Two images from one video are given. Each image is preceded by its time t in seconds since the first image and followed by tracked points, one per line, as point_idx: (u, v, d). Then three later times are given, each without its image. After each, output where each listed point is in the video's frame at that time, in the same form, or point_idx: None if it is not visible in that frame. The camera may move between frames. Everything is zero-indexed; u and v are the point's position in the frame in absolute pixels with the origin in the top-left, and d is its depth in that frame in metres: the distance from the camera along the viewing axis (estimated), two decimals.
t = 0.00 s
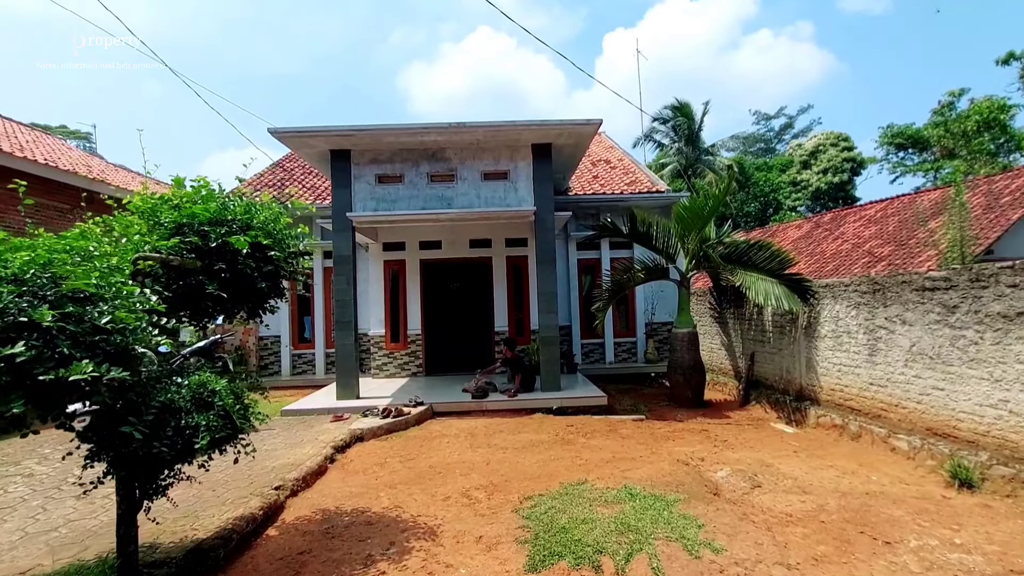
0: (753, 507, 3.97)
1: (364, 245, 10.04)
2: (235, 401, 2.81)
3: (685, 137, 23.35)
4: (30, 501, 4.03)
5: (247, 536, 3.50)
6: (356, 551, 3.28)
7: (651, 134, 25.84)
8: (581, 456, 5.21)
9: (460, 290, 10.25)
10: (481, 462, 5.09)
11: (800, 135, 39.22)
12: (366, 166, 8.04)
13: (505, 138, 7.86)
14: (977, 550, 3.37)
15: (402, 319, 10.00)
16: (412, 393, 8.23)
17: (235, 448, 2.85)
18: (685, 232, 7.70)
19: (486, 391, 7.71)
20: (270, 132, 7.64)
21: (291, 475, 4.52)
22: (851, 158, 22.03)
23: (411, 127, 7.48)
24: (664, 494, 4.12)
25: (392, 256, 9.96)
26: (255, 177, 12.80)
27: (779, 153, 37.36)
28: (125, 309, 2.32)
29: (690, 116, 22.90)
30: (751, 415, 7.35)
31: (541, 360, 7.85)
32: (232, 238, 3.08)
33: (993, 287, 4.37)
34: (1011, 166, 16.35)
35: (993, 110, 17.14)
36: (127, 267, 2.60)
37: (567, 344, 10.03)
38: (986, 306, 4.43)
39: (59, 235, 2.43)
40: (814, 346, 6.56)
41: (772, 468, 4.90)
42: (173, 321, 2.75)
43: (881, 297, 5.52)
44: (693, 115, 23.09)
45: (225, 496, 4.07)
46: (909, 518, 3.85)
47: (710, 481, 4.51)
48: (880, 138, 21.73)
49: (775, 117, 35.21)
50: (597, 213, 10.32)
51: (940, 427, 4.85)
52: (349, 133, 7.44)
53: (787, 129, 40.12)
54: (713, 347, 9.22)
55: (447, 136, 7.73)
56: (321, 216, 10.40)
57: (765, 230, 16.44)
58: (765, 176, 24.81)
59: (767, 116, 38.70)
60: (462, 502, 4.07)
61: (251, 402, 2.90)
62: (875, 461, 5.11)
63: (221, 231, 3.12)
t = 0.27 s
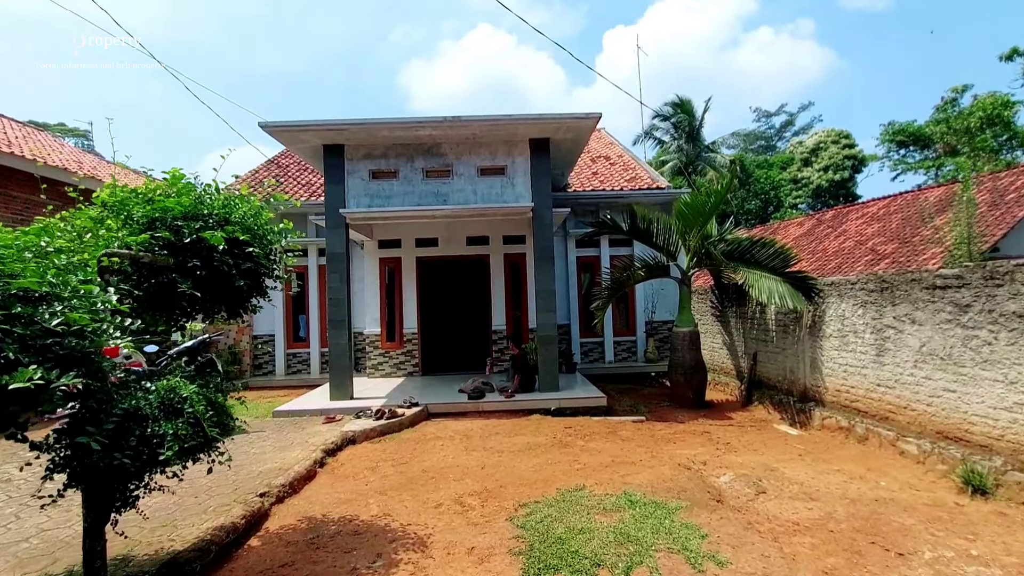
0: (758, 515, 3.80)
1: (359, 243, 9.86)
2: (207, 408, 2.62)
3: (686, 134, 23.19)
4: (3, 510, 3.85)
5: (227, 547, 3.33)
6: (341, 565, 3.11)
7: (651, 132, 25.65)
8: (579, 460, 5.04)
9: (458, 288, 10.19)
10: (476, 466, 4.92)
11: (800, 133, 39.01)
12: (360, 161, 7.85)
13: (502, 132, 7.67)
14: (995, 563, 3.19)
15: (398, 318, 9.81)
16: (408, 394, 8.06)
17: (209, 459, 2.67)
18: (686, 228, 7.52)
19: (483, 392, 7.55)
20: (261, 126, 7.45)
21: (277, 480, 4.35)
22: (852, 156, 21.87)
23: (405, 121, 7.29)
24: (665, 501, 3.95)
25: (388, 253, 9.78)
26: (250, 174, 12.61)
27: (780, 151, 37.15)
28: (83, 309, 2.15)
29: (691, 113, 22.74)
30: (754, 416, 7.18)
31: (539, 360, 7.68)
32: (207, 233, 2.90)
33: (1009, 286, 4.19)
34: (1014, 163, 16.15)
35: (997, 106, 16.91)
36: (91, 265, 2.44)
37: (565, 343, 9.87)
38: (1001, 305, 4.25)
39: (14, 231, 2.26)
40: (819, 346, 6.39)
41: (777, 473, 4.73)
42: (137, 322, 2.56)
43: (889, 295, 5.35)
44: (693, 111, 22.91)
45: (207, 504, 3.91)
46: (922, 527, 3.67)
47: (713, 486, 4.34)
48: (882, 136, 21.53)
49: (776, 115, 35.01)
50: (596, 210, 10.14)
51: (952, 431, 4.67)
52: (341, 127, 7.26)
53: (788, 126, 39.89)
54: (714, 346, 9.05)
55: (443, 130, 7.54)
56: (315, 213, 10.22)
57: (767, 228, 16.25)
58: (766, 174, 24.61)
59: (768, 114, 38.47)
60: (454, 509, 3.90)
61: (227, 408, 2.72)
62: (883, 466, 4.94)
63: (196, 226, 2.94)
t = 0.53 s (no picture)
0: (767, 521, 3.66)
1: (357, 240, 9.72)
2: (189, 410, 2.47)
3: (687, 132, 23.05)
4: None
5: (215, 555, 3.19)
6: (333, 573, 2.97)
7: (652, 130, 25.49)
8: (581, 462, 4.90)
9: (457, 287, 10.22)
10: (475, 469, 4.78)
11: (802, 131, 38.84)
12: (358, 157, 7.71)
13: (502, 127, 7.53)
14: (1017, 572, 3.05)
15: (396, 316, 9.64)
16: (406, 393, 7.92)
17: (192, 464, 2.53)
18: (689, 225, 7.37)
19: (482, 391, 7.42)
20: (256, 121, 7.31)
21: (269, 483, 4.21)
22: (854, 154, 21.74)
23: (403, 116, 7.14)
24: (670, 506, 3.82)
25: (386, 251, 9.64)
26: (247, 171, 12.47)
27: (781, 149, 36.94)
28: (50, 305, 2.03)
29: (693, 112, 22.60)
30: (759, 416, 7.04)
31: (540, 359, 7.54)
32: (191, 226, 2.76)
33: None
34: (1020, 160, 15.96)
35: (1002, 103, 16.67)
36: (65, 259, 2.32)
37: (566, 343, 9.73)
38: (1017, 303, 4.11)
39: None
40: (825, 345, 6.25)
41: (784, 476, 4.59)
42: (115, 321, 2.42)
43: (899, 293, 5.20)
44: (695, 109, 22.77)
45: (195, 509, 3.78)
46: (938, 534, 3.53)
47: (719, 490, 4.20)
48: (884, 134, 21.36)
49: (777, 114, 34.83)
50: (597, 207, 10.00)
51: (966, 433, 4.53)
52: (338, 122, 7.11)
53: (789, 125, 39.70)
54: (718, 345, 8.91)
55: (441, 125, 7.40)
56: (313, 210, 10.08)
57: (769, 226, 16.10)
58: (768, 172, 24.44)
59: (770, 112, 38.27)
60: (451, 514, 3.76)
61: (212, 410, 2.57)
62: (894, 468, 4.80)
63: (180, 219, 2.80)
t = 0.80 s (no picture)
0: (780, 529, 3.51)
1: (355, 239, 9.55)
2: (169, 416, 2.29)
3: (689, 130, 22.89)
4: None
5: (203, 566, 3.03)
6: None
7: (653, 128, 25.30)
8: (584, 466, 4.75)
9: (458, 286, 10.05)
10: (476, 473, 4.63)
11: (803, 130, 38.67)
12: (355, 153, 7.55)
13: (502, 122, 7.37)
14: None
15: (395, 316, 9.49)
16: (405, 394, 7.76)
17: (173, 473, 2.36)
18: (694, 222, 7.20)
19: (482, 392, 7.27)
20: (251, 116, 7.14)
21: (262, 489, 4.05)
22: (856, 153, 21.56)
23: (401, 110, 6.97)
24: (679, 513, 3.67)
25: (385, 249, 9.47)
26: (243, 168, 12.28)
27: (782, 148, 36.74)
28: (14, 302, 1.86)
29: (694, 110, 22.48)
30: (765, 418, 6.89)
31: (542, 359, 7.39)
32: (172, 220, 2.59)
33: None
34: None
35: (1007, 100, 16.40)
36: (35, 255, 2.15)
37: (568, 342, 9.58)
38: None
39: None
40: (834, 345, 6.09)
41: (795, 481, 4.44)
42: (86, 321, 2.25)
43: (912, 291, 5.05)
44: (696, 108, 22.60)
45: (184, 516, 3.62)
46: (961, 543, 3.38)
47: (729, 495, 4.05)
48: (886, 132, 21.16)
49: (778, 113, 34.65)
50: (599, 205, 9.83)
51: (984, 436, 4.38)
52: (334, 117, 6.94)
53: (790, 124, 39.51)
54: (722, 345, 8.75)
55: (440, 120, 7.24)
56: (310, 208, 9.92)
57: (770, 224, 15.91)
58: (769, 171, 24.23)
59: (771, 111, 38.09)
60: (451, 522, 3.60)
61: (195, 416, 2.39)
62: (908, 472, 4.65)
63: (162, 213, 2.63)
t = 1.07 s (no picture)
0: (787, 537, 3.39)
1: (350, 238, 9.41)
2: (146, 426, 2.15)
3: (686, 129, 22.77)
4: None
5: None
6: None
7: (650, 126, 25.18)
8: (583, 471, 4.62)
9: (456, 286, 10.20)
10: (472, 478, 4.50)
11: (800, 129, 38.63)
12: (349, 150, 7.40)
13: (499, 119, 7.24)
14: None
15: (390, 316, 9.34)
16: (400, 396, 7.62)
17: (151, 486, 2.22)
18: (694, 221, 7.09)
19: (479, 394, 7.15)
20: (242, 112, 6.98)
21: (250, 497, 3.92)
22: (853, 151, 21.49)
23: (396, 107, 6.83)
24: (682, 520, 3.55)
25: (380, 248, 9.33)
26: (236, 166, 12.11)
27: (779, 147, 36.68)
28: None
29: (691, 109, 22.38)
30: (766, 419, 6.78)
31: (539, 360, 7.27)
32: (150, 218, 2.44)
33: None
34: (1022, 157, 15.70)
35: (1005, 98, 16.35)
36: None
37: (565, 342, 9.47)
38: None
39: None
40: (837, 345, 5.99)
41: (800, 486, 4.33)
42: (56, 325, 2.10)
43: (918, 290, 4.95)
44: (694, 106, 22.49)
45: (170, 525, 3.48)
46: (973, 552, 3.27)
47: (732, 501, 3.93)
48: (883, 131, 21.10)
49: (774, 112, 34.58)
50: (597, 204, 9.71)
51: (993, 439, 4.28)
52: (328, 113, 6.80)
53: (787, 123, 39.46)
54: (722, 344, 8.65)
55: (435, 116, 7.10)
56: (303, 207, 9.77)
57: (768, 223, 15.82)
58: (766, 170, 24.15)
59: (767, 110, 38.04)
60: (446, 531, 3.48)
61: (174, 425, 2.25)
62: (915, 477, 4.55)
63: (139, 211, 2.48)
